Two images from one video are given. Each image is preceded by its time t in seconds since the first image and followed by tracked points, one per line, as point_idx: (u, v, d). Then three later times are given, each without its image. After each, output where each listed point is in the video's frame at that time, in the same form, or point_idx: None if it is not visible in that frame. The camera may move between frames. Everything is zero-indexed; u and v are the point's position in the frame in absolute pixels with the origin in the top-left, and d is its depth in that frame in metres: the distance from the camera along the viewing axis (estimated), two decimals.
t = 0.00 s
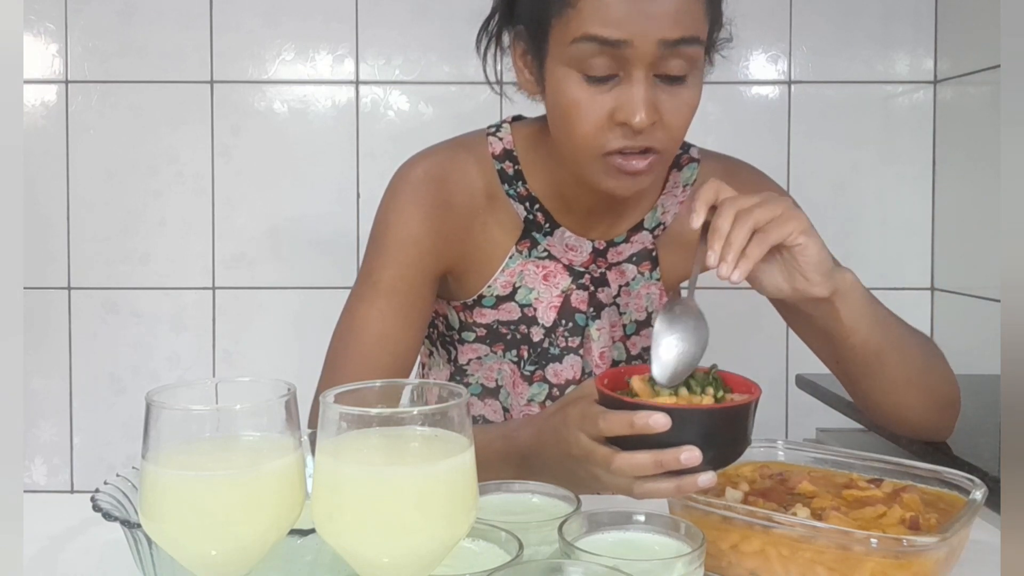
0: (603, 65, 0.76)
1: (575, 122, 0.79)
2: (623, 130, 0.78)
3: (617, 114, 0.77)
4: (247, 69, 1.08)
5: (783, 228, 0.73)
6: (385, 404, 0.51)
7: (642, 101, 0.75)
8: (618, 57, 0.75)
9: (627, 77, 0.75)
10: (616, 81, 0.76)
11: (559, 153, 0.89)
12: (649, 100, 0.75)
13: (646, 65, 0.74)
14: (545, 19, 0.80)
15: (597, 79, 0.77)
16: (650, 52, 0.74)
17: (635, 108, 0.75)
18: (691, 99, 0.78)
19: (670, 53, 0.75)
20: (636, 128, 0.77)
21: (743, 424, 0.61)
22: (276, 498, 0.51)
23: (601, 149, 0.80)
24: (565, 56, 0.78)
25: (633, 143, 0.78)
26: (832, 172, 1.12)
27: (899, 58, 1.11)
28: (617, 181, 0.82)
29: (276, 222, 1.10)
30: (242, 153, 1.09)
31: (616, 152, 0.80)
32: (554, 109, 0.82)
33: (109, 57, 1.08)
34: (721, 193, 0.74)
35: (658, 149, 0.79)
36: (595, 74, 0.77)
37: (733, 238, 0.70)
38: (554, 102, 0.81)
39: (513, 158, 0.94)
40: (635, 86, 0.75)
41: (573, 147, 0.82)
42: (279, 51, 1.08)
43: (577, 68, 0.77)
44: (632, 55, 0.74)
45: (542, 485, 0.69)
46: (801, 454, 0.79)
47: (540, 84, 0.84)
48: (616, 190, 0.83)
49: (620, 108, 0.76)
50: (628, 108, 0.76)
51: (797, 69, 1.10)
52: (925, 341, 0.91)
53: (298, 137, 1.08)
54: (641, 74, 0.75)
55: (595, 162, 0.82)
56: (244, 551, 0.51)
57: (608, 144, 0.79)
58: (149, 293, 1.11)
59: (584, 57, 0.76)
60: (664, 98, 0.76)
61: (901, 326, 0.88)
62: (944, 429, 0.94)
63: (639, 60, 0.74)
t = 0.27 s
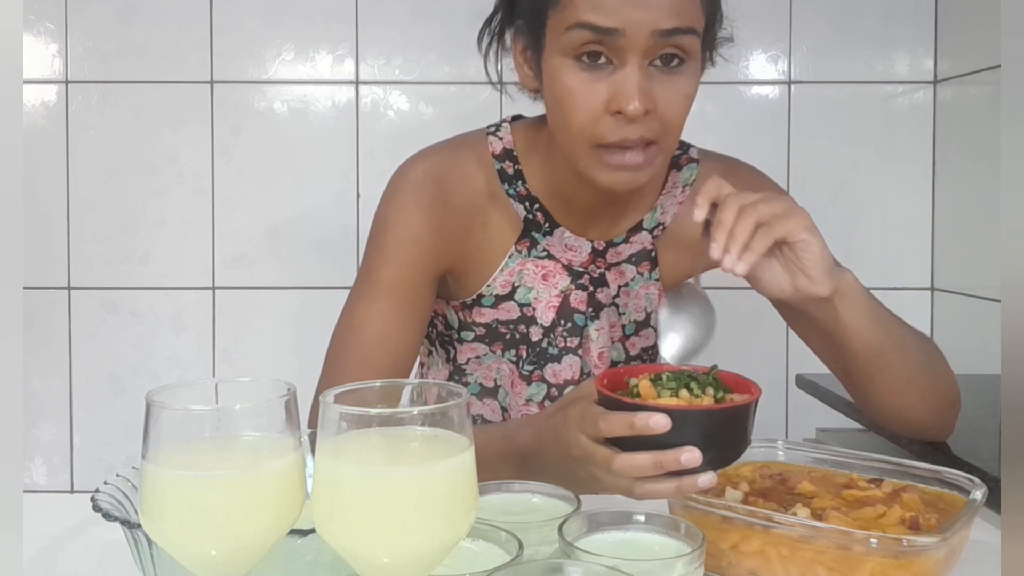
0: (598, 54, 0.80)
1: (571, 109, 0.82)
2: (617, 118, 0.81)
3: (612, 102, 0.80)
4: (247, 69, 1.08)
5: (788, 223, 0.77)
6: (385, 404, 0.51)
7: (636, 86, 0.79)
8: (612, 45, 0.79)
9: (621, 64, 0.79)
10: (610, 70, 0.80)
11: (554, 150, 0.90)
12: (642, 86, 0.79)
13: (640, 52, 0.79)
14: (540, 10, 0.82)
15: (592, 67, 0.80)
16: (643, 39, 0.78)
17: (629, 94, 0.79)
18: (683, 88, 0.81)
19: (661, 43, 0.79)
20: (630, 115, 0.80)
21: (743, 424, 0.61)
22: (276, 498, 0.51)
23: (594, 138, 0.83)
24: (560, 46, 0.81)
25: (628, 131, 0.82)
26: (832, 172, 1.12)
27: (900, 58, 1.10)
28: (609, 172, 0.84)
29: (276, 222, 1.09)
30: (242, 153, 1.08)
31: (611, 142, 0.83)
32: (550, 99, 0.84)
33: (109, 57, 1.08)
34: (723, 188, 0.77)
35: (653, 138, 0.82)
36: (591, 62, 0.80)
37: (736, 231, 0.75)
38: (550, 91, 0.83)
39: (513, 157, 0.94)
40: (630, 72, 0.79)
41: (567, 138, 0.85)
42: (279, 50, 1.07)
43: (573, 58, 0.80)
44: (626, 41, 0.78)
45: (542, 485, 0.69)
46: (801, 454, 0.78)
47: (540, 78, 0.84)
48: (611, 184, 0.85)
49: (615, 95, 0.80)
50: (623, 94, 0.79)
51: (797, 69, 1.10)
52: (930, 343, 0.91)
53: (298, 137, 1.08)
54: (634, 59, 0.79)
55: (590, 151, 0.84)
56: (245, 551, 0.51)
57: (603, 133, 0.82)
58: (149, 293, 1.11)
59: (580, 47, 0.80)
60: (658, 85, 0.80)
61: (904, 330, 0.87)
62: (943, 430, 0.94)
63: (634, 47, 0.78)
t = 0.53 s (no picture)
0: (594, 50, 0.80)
1: (568, 108, 0.82)
2: (614, 116, 0.81)
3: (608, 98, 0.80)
4: (247, 69, 1.08)
5: (767, 206, 0.77)
6: (385, 404, 0.51)
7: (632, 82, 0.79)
8: (609, 41, 0.79)
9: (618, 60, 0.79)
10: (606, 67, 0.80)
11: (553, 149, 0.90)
12: (638, 82, 0.79)
13: (636, 48, 0.79)
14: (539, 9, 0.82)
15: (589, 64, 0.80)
16: (639, 36, 0.78)
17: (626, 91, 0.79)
18: (682, 85, 0.81)
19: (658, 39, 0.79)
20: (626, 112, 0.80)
21: (743, 425, 0.61)
22: (276, 499, 0.51)
23: (590, 137, 0.82)
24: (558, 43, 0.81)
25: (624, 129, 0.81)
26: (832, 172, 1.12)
27: (900, 58, 1.10)
28: (606, 171, 0.83)
29: (276, 222, 1.10)
30: (242, 153, 1.08)
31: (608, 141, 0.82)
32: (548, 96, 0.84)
33: (109, 57, 1.08)
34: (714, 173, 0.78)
35: (649, 137, 0.81)
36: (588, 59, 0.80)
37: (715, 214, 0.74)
38: (547, 89, 0.83)
39: (513, 157, 0.94)
40: (626, 68, 0.79)
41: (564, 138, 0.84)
42: (279, 51, 1.07)
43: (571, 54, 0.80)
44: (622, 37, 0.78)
45: (542, 485, 0.69)
46: (801, 455, 0.78)
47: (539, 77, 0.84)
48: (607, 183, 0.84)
49: (611, 92, 0.79)
50: (619, 90, 0.79)
51: (797, 69, 1.10)
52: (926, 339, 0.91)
53: (298, 136, 1.08)
54: (631, 56, 0.79)
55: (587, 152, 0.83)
56: (245, 551, 0.51)
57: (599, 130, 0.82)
58: (149, 293, 1.11)
59: (577, 43, 0.80)
60: (654, 82, 0.80)
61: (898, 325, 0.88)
62: (941, 430, 0.94)
63: (630, 43, 0.78)
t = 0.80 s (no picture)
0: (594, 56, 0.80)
1: (568, 113, 0.82)
2: (613, 120, 0.81)
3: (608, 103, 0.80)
4: (247, 69, 1.08)
5: (767, 233, 0.74)
6: (385, 404, 0.51)
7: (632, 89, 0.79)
8: (609, 46, 0.79)
9: (618, 66, 0.79)
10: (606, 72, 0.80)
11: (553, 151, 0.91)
12: (638, 88, 0.79)
13: (636, 54, 0.79)
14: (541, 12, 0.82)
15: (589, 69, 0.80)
16: (640, 41, 0.78)
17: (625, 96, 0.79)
18: (681, 91, 0.81)
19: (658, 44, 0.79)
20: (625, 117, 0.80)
21: (743, 425, 0.61)
22: (276, 498, 0.51)
23: (589, 140, 0.82)
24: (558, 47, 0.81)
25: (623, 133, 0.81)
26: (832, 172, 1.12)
27: (900, 58, 1.10)
28: (606, 175, 0.83)
29: (276, 222, 1.10)
30: (242, 153, 1.08)
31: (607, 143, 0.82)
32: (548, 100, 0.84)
33: (108, 57, 1.08)
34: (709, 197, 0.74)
35: (648, 142, 0.82)
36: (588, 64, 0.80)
37: (718, 247, 0.71)
38: (548, 93, 0.83)
39: (513, 158, 0.94)
40: (626, 74, 0.79)
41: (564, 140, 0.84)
42: (279, 51, 1.08)
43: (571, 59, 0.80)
44: (622, 43, 0.78)
45: (542, 485, 0.69)
46: (801, 455, 0.78)
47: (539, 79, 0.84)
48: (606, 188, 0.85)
49: (611, 97, 0.80)
50: (620, 96, 0.79)
51: (797, 69, 1.10)
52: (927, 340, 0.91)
53: (298, 136, 1.08)
54: (630, 61, 0.79)
55: (586, 155, 0.84)
56: (245, 551, 0.51)
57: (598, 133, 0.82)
58: (149, 293, 1.11)
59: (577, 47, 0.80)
60: (654, 87, 0.80)
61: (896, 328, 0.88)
62: (941, 430, 0.94)
63: (629, 49, 0.78)
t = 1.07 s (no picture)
0: (592, 67, 0.76)
1: (566, 123, 0.80)
2: (611, 132, 0.78)
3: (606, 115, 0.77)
4: (247, 69, 1.08)
5: (791, 243, 0.71)
6: (384, 404, 0.51)
7: (630, 102, 0.76)
8: (608, 58, 0.75)
9: (617, 78, 0.75)
10: (605, 83, 0.77)
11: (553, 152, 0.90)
12: (637, 101, 0.76)
13: (636, 66, 0.74)
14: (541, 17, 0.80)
15: (588, 80, 0.77)
16: (640, 52, 0.74)
17: (624, 110, 0.76)
18: (681, 101, 0.78)
19: (660, 56, 0.75)
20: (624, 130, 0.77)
21: (742, 428, 0.60)
22: (276, 498, 0.51)
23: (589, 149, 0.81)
24: (556, 55, 0.78)
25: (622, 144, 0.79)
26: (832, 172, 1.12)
27: (899, 58, 1.11)
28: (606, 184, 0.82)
29: (276, 222, 1.10)
30: (241, 153, 1.09)
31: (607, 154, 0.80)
32: (547, 107, 0.82)
33: (109, 57, 1.08)
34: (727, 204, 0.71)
35: (646, 151, 0.80)
36: (586, 75, 0.77)
37: (740, 256, 0.68)
38: (548, 100, 0.81)
39: (511, 158, 0.94)
40: (625, 86, 0.75)
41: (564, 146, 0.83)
42: (279, 51, 1.08)
43: (569, 68, 0.77)
44: (621, 56, 0.74)
45: (541, 485, 0.69)
46: (801, 454, 0.78)
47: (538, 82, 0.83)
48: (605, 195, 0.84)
49: (610, 109, 0.77)
50: (617, 110, 0.76)
51: (797, 69, 1.10)
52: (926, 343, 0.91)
53: (298, 136, 1.08)
54: (629, 75, 0.75)
55: (587, 163, 0.82)
56: (245, 551, 0.51)
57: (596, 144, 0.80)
58: (149, 293, 1.11)
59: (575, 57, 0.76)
60: (653, 98, 0.76)
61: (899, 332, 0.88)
62: (943, 432, 0.94)
63: (628, 60, 0.74)
